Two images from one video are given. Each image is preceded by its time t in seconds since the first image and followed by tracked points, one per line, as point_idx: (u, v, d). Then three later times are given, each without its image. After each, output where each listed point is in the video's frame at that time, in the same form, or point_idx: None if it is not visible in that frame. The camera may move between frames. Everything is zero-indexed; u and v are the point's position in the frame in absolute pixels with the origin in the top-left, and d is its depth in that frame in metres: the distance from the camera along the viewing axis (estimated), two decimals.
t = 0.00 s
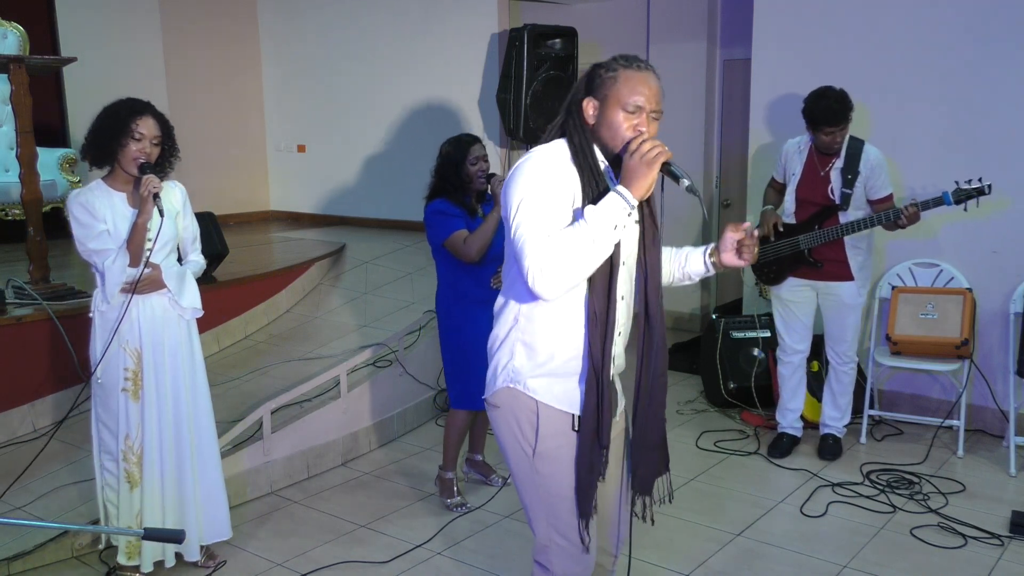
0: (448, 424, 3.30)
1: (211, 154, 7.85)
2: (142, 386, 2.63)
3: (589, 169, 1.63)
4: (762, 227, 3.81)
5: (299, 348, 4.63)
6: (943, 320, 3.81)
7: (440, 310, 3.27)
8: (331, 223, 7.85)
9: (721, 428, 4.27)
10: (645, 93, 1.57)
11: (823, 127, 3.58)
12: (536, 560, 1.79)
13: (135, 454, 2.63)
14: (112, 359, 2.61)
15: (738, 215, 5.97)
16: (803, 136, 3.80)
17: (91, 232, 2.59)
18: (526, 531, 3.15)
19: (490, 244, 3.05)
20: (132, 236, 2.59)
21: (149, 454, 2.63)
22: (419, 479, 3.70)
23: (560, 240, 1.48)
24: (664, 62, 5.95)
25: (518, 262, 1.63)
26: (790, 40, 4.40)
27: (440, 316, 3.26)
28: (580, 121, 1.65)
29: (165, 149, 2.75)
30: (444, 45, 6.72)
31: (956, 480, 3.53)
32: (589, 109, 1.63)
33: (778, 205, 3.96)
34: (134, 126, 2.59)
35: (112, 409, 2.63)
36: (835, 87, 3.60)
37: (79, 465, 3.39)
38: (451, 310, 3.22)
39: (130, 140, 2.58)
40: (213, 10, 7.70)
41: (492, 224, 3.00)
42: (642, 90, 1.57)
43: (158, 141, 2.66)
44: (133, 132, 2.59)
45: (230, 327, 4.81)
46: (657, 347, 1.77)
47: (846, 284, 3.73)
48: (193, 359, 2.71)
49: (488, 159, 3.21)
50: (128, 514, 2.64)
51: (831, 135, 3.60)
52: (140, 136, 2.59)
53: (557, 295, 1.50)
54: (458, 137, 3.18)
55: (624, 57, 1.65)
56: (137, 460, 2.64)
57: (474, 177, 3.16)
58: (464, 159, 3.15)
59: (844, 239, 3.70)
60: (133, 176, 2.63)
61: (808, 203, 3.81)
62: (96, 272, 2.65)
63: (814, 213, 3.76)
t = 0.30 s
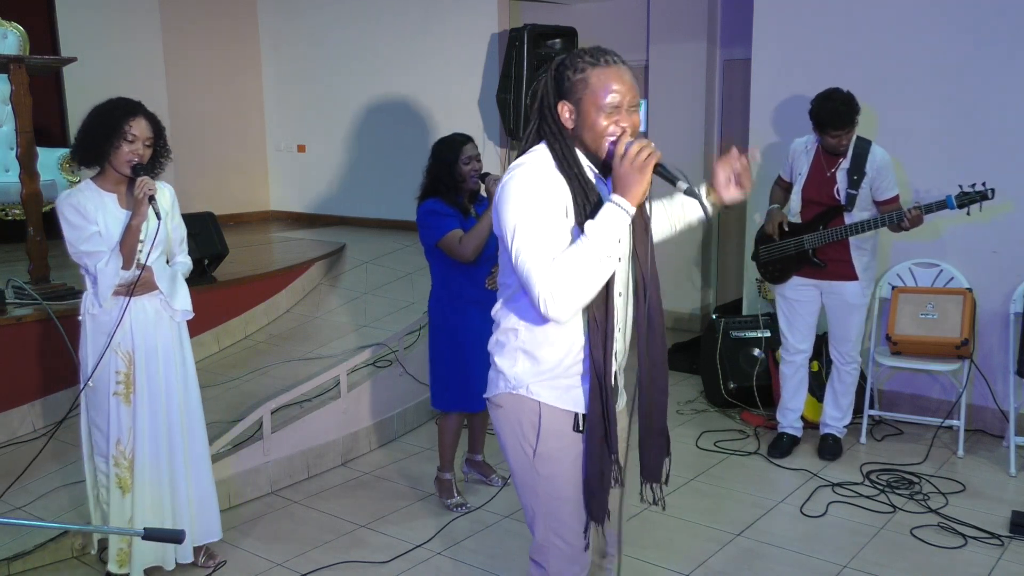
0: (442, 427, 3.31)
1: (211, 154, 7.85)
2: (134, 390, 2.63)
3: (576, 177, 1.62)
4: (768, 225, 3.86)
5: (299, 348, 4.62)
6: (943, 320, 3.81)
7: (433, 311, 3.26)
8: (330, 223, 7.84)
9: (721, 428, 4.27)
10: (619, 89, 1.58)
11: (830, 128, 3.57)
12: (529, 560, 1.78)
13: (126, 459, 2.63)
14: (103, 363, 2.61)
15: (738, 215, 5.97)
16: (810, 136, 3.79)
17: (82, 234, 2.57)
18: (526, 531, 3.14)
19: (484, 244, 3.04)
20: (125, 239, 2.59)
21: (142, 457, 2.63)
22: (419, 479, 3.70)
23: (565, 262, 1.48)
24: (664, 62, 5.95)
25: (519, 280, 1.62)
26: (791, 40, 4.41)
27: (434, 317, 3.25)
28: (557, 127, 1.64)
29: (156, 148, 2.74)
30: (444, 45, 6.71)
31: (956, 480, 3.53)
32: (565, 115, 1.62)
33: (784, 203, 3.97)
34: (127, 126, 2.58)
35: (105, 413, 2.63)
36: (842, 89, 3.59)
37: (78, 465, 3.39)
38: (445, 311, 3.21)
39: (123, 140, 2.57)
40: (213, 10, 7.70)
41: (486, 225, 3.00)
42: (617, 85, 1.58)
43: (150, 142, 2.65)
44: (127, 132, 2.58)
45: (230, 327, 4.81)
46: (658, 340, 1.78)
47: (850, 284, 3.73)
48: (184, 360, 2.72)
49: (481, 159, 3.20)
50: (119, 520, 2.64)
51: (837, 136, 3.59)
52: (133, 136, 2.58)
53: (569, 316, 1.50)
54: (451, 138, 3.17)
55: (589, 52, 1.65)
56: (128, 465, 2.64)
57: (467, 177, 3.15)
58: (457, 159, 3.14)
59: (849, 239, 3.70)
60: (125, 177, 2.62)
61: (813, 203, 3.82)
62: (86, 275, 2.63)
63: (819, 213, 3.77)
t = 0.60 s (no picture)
0: (437, 429, 3.31)
1: (211, 154, 7.85)
2: (129, 393, 2.63)
3: (571, 199, 1.62)
4: (772, 226, 3.86)
5: (299, 348, 4.63)
6: (943, 321, 3.81)
7: (423, 316, 3.25)
8: (330, 223, 7.85)
9: (721, 428, 4.27)
10: (616, 110, 1.57)
11: (835, 128, 3.57)
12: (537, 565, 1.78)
13: (120, 463, 2.62)
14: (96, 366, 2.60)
15: (738, 215, 5.97)
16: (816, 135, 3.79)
17: (76, 237, 2.56)
18: (526, 531, 3.14)
19: (478, 246, 3.05)
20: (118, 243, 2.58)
21: (137, 460, 2.63)
22: (419, 479, 3.70)
23: (560, 288, 1.49)
24: (664, 62, 5.95)
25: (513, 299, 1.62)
26: (791, 40, 4.42)
27: (426, 319, 3.23)
28: (556, 142, 1.65)
29: (150, 152, 2.72)
30: (444, 44, 6.71)
31: (956, 480, 3.53)
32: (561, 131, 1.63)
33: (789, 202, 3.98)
34: (124, 131, 2.57)
35: (98, 417, 2.62)
36: (849, 88, 3.59)
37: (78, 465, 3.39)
38: (442, 313, 3.20)
39: (119, 145, 2.56)
40: (213, 10, 7.70)
41: (481, 227, 3.00)
42: (613, 106, 1.57)
43: (145, 146, 2.65)
44: (123, 137, 2.57)
45: (230, 327, 4.81)
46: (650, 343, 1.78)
47: (853, 284, 3.73)
48: (176, 363, 2.73)
49: (474, 161, 3.20)
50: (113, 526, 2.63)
51: (841, 135, 3.59)
52: (129, 141, 2.58)
53: (562, 341, 1.51)
54: (443, 140, 3.17)
55: (589, 67, 1.64)
56: (122, 470, 2.63)
57: (460, 179, 3.15)
58: (450, 161, 3.14)
59: (852, 239, 3.70)
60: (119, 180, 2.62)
61: (818, 203, 3.83)
62: (78, 277, 2.62)
63: (823, 212, 3.78)
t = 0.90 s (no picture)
0: (438, 429, 3.31)
1: (211, 154, 7.85)
2: (126, 394, 2.63)
3: (577, 188, 1.63)
4: (774, 227, 3.84)
5: (299, 348, 4.63)
6: (943, 321, 3.81)
7: (422, 316, 3.24)
8: (330, 223, 7.85)
9: (721, 428, 4.27)
10: (626, 105, 1.56)
11: (840, 128, 3.57)
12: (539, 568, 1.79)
13: (118, 465, 2.62)
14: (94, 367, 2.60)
15: (738, 215, 5.97)
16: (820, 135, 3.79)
17: (75, 239, 2.56)
18: (526, 531, 3.14)
19: (476, 249, 3.08)
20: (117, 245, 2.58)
21: (135, 461, 2.63)
22: (420, 479, 3.70)
23: (554, 266, 1.48)
24: (664, 62, 5.95)
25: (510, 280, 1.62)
26: (791, 41, 4.42)
27: (424, 320, 3.23)
28: (565, 136, 1.66)
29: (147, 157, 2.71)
30: (444, 43, 6.71)
31: (956, 480, 3.53)
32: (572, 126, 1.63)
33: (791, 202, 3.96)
34: (125, 137, 2.58)
35: (95, 418, 2.62)
36: (856, 88, 3.58)
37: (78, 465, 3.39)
38: (441, 314, 3.20)
39: (120, 150, 2.57)
40: (213, 10, 7.70)
41: (478, 230, 3.04)
42: (623, 101, 1.56)
43: (144, 151, 2.66)
44: (124, 142, 2.58)
45: (230, 327, 4.81)
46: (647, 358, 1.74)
47: (853, 284, 3.73)
48: (174, 366, 2.74)
49: (467, 161, 3.19)
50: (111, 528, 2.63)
51: (845, 136, 3.59)
52: (130, 147, 2.59)
53: (554, 321, 1.51)
54: (435, 141, 3.15)
55: (601, 65, 1.63)
56: (119, 472, 2.63)
57: (455, 180, 3.14)
58: (443, 163, 3.13)
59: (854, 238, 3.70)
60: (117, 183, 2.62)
61: (821, 202, 3.82)
62: (77, 279, 2.62)
63: (824, 212, 3.78)
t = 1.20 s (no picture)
0: (437, 428, 3.31)
1: (211, 155, 7.85)
2: (133, 391, 2.63)
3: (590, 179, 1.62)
4: (777, 227, 3.85)
5: (299, 348, 4.63)
6: (943, 320, 3.81)
7: (422, 315, 3.24)
8: (330, 223, 7.85)
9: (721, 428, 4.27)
10: (637, 94, 1.57)
11: (842, 129, 3.57)
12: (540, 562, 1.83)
13: (124, 461, 2.62)
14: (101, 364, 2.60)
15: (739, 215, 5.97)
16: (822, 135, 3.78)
17: (79, 238, 2.56)
18: (526, 531, 3.14)
19: (477, 251, 3.08)
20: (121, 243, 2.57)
21: (141, 458, 2.63)
22: (420, 479, 3.70)
23: (570, 252, 1.48)
24: (664, 62, 5.95)
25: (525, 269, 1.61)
26: (791, 41, 4.42)
27: (425, 320, 3.23)
28: (576, 129, 1.65)
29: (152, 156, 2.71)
30: (444, 43, 6.71)
31: (956, 480, 3.53)
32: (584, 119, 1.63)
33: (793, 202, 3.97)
34: (131, 137, 2.58)
35: (102, 414, 2.61)
36: (857, 90, 3.59)
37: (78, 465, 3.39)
38: (441, 314, 3.20)
39: (126, 150, 2.57)
40: (213, 10, 7.70)
41: (479, 231, 3.05)
42: (634, 91, 1.57)
43: (150, 152, 2.66)
44: (130, 142, 2.58)
45: (230, 327, 4.81)
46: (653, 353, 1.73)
47: (853, 284, 3.73)
48: (179, 363, 2.73)
49: (469, 163, 3.20)
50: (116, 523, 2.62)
51: (847, 137, 3.58)
52: (136, 147, 2.59)
53: (570, 307, 1.51)
54: (439, 142, 3.15)
55: (610, 60, 1.64)
56: (125, 468, 2.62)
57: (457, 182, 3.16)
58: (445, 164, 3.13)
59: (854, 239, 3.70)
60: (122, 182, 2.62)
61: (822, 202, 3.82)
62: (83, 277, 2.62)
63: (825, 212, 3.77)
